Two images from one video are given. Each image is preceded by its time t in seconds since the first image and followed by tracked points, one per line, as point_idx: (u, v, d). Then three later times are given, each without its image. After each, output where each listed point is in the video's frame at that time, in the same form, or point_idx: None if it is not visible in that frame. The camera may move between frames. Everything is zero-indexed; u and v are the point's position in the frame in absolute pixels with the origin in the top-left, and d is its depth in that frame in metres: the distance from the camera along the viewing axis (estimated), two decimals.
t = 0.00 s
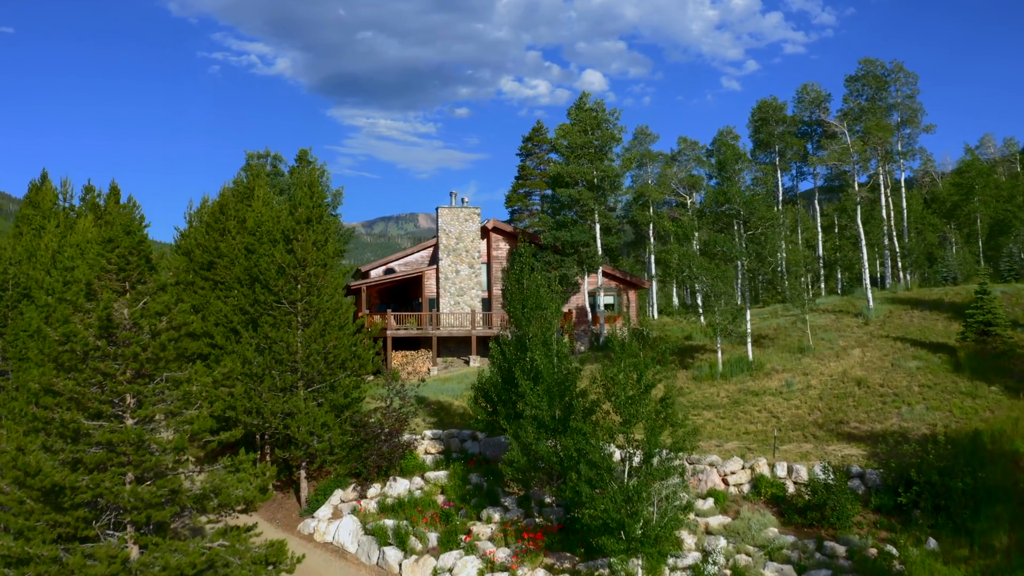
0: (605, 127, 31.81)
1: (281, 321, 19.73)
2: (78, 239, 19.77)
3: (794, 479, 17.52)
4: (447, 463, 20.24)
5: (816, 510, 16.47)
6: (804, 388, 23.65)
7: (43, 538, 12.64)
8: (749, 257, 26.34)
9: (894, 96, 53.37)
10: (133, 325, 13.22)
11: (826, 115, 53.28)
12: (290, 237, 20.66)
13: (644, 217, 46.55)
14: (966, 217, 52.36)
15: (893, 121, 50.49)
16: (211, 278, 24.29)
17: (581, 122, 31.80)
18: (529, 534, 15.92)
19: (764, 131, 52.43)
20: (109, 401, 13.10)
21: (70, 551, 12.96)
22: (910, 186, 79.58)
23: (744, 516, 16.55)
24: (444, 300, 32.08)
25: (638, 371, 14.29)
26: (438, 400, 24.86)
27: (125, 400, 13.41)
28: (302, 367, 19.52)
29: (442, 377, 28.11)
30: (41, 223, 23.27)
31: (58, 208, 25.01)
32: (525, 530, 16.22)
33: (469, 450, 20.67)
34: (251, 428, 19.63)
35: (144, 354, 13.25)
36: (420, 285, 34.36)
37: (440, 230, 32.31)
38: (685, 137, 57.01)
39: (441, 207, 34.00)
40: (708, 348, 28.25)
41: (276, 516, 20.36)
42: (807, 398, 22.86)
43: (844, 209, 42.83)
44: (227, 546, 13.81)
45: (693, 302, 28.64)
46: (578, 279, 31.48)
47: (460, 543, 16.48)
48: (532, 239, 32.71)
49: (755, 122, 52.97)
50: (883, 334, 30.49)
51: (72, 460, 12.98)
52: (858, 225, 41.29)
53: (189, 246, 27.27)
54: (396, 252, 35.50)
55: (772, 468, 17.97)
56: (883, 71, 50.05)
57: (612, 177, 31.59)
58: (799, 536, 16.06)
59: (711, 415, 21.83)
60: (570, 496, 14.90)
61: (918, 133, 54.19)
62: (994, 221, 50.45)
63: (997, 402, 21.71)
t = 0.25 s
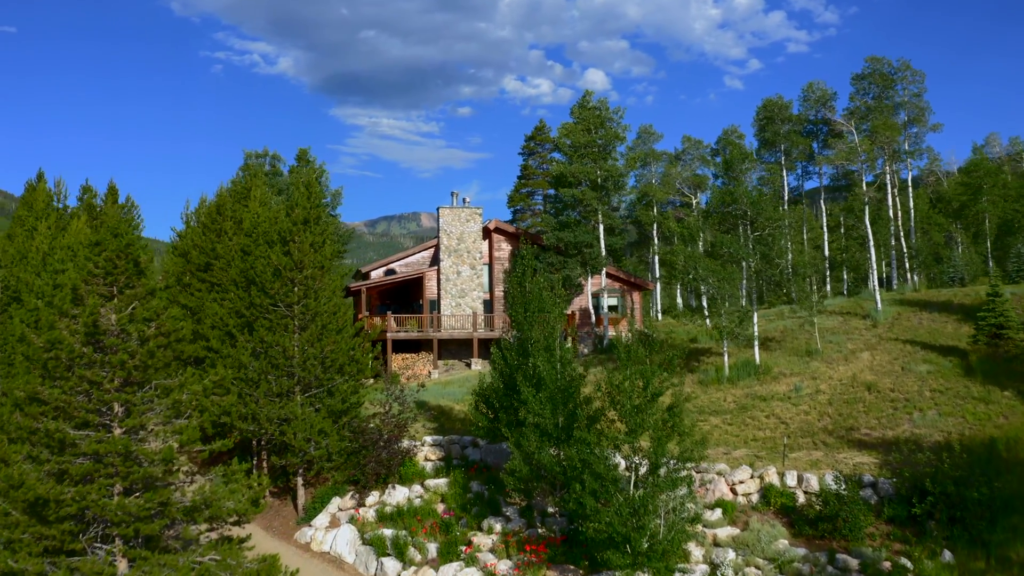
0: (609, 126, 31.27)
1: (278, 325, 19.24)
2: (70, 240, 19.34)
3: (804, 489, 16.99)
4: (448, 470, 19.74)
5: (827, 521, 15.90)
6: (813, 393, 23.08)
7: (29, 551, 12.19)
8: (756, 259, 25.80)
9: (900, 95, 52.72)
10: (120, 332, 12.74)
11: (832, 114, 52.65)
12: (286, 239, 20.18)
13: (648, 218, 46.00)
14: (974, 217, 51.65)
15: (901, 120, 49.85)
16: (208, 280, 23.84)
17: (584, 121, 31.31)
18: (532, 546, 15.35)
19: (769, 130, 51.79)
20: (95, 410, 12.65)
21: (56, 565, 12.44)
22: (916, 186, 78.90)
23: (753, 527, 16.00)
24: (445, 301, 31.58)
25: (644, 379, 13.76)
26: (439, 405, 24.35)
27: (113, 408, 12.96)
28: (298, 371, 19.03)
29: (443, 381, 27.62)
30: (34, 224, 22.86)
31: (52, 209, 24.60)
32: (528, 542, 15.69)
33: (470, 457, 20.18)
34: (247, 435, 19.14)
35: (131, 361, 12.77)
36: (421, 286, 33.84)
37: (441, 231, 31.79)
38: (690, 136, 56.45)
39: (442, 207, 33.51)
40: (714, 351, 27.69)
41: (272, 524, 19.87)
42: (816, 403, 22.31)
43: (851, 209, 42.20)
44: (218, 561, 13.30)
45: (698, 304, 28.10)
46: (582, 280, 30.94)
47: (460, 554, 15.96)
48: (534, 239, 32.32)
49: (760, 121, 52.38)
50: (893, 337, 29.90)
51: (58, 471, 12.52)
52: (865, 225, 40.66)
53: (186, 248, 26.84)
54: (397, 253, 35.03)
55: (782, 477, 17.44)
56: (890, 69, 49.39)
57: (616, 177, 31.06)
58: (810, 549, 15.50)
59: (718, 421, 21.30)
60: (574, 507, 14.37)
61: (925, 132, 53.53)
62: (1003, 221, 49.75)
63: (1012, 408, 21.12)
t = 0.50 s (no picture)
0: (613, 125, 30.74)
1: (274, 328, 18.77)
2: (63, 242, 18.91)
3: (815, 499, 16.47)
4: (448, 478, 19.24)
5: (840, 533, 15.34)
6: (823, 398, 22.53)
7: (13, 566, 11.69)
8: (764, 260, 25.26)
9: (907, 93, 52.06)
10: (107, 338, 12.26)
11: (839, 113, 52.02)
12: (283, 241, 19.73)
13: (652, 218, 45.44)
14: (983, 217, 50.92)
15: (908, 119, 49.18)
16: (206, 282, 23.41)
17: (588, 119, 30.80)
18: (535, 559, 14.81)
19: (776, 128, 51.04)
20: (82, 419, 12.19)
21: None
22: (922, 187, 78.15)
23: (764, 540, 15.44)
24: (447, 303, 31.11)
25: (652, 387, 13.25)
26: (440, 410, 23.84)
27: (100, 417, 12.50)
28: (295, 377, 18.58)
29: (444, 385, 27.13)
30: (28, 225, 22.44)
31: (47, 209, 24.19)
32: (531, 554, 15.16)
33: (472, 464, 19.70)
34: (242, 442, 18.68)
35: (118, 369, 12.29)
36: (422, 287, 33.29)
37: (442, 231, 31.30)
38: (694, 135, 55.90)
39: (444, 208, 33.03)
40: (720, 355, 27.16)
41: (269, 533, 19.38)
42: (826, 409, 21.75)
43: (859, 209, 41.58)
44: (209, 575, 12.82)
45: (704, 306, 27.55)
46: (586, 282, 30.43)
47: (461, 567, 15.45)
48: (537, 240, 31.87)
49: (766, 120, 51.80)
50: (902, 340, 29.30)
51: (43, 483, 12.05)
52: (873, 225, 40.02)
53: (183, 249, 26.41)
54: (398, 254, 34.55)
55: (792, 487, 16.92)
56: (897, 67, 48.70)
57: (621, 177, 30.53)
58: (823, 562, 14.93)
59: (726, 428, 20.78)
60: (578, 521, 13.85)
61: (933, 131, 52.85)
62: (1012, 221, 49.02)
63: None
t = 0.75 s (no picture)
0: (618, 124, 30.21)
1: (271, 333, 18.33)
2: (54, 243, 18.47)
3: (828, 510, 15.93)
4: (449, 486, 18.76)
5: (854, 546, 14.79)
6: (833, 404, 21.97)
7: None
8: (772, 262, 24.71)
9: (916, 92, 51.39)
10: (94, 346, 11.83)
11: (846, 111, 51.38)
12: (280, 242, 19.29)
13: (657, 218, 44.87)
14: (992, 218, 50.21)
15: (917, 118, 48.50)
16: (203, 285, 23.00)
17: (592, 118, 30.26)
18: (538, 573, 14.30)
19: (782, 128, 50.44)
20: (68, 430, 11.75)
21: None
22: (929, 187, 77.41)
23: (775, 554, 14.90)
24: (449, 305, 30.62)
25: (660, 397, 12.74)
26: (442, 415, 23.35)
27: (87, 427, 12.07)
28: (292, 382, 18.13)
29: (446, 388, 26.64)
30: (22, 226, 22.01)
31: (42, 209, 23.77)
32: (534, 567, 14.67)
33: (473, 472, 19.22)
34: (238, 449, 18.24)
35: (105, 378, 11.87)
36: (424, 289, 32.81)
37: (444, 232, 30.84)
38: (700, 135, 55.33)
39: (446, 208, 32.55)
40: (728, 359, 26.61)
41: (266, 541, 18.94)
42: (836, 415, 21.20)
43: (867, 209, 40.94)
44: None
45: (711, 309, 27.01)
46: (591, 284, 29.90)
47: None
48: (540, 241, 31.40)
49: (772, 119, 51.23)
50: (913, 344, 28.71)
51: (27, 496, 11.55)
52: (882, 225, 39.40)
53: (181, 250, 25.99)
54: (400, 255, 34.07)
55: (804, 497, 16.39)
56: (906, 65, 48.00)
57: (626, 177, 29.99)
58: None
59: (734, 435, 20.24)
60: (583, 535, 13.34)
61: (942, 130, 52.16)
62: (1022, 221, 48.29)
63: None
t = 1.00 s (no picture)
0: (623, 124, 29.67)
1: (266, 337, 17.85)
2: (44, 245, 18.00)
3: (840, 523, 15.38)
4: (450, 495, 18.30)
5: (868, 561, 14.24)
6: (843, 411, 21.42)
7: None
8: (781, 264, 24.16)
9: (924, 90, 50.74)
10: (78, 355, 11.37)
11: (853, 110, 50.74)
12: (277, 245, 18.80)
13: (662, 218, 44.34)
14: (1001, 218, 49.51)
15: (925, 117, 47.86)
16: (199, 287, 22.54)
17: (597, 117, 29.74)
18: None
19: (788, 127, 50.10)
20: (52, 441, 11.27)
21: None
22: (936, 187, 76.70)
23: (786, 568, 14.37)
24: (451, 307, 30.13)
25: (668, 407, 12.24)
26: (442, 420, 22.86)
27: (72, 438, 11.62)
28: (288, 388, 17.65)
29: (447, 393, 26.16)
30: (14, 227, 21.55)
31: (35, 210, 23.32)
32: None
33: (474, 480, 18.77)
34: (233, 457, 17.76)
35: (90, 388, 11.43)
36: (425, 290, 32.33)
37: (445, 232, 30.36)
38: (705, 134, 54.79)
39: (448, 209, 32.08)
40: (734, 363, 26.07)
41: (262, 551, 18.47)
42: (847, 422, 20.65)
43: (875, 209, 40.30)
44: None
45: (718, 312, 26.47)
46: (595, 285, 29.38)
47: None
48: (543, 242, 30.90)
49: (778, 118, 50.71)
50: (923, 347, 28.13)
51: (8, 511, 10.99)
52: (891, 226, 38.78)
53: (177, 252, 25.54)
54: (401, 256, 33.59)
55: (815, 509, 15.84)
56: (914, 63, 47.36)
57: (631, 177, 29.46)
58: None
59: (742, 442, 19.72)
60: (588, 550, 12.82)
61: (950, 130, 51.50)
62: None
63: None
